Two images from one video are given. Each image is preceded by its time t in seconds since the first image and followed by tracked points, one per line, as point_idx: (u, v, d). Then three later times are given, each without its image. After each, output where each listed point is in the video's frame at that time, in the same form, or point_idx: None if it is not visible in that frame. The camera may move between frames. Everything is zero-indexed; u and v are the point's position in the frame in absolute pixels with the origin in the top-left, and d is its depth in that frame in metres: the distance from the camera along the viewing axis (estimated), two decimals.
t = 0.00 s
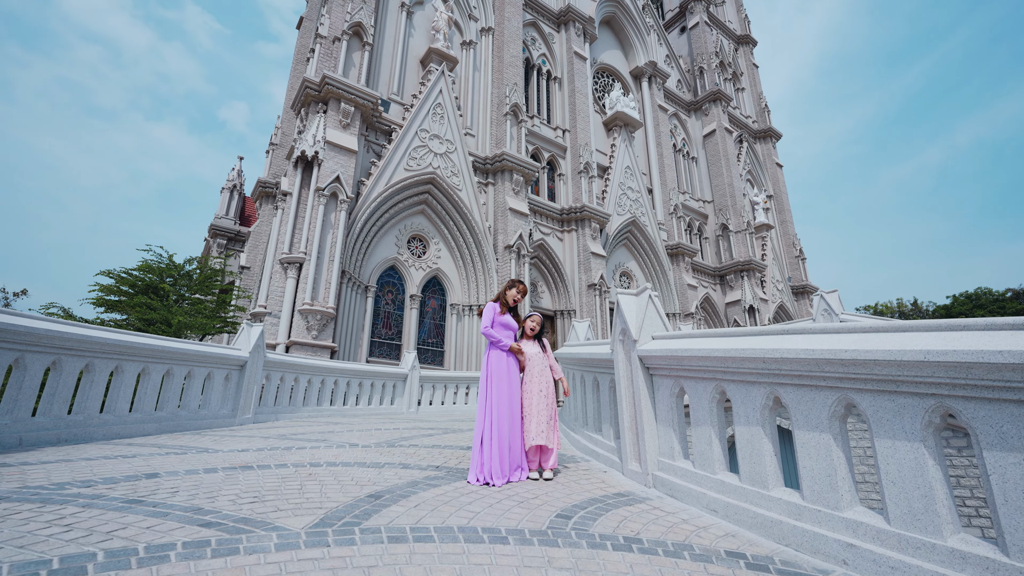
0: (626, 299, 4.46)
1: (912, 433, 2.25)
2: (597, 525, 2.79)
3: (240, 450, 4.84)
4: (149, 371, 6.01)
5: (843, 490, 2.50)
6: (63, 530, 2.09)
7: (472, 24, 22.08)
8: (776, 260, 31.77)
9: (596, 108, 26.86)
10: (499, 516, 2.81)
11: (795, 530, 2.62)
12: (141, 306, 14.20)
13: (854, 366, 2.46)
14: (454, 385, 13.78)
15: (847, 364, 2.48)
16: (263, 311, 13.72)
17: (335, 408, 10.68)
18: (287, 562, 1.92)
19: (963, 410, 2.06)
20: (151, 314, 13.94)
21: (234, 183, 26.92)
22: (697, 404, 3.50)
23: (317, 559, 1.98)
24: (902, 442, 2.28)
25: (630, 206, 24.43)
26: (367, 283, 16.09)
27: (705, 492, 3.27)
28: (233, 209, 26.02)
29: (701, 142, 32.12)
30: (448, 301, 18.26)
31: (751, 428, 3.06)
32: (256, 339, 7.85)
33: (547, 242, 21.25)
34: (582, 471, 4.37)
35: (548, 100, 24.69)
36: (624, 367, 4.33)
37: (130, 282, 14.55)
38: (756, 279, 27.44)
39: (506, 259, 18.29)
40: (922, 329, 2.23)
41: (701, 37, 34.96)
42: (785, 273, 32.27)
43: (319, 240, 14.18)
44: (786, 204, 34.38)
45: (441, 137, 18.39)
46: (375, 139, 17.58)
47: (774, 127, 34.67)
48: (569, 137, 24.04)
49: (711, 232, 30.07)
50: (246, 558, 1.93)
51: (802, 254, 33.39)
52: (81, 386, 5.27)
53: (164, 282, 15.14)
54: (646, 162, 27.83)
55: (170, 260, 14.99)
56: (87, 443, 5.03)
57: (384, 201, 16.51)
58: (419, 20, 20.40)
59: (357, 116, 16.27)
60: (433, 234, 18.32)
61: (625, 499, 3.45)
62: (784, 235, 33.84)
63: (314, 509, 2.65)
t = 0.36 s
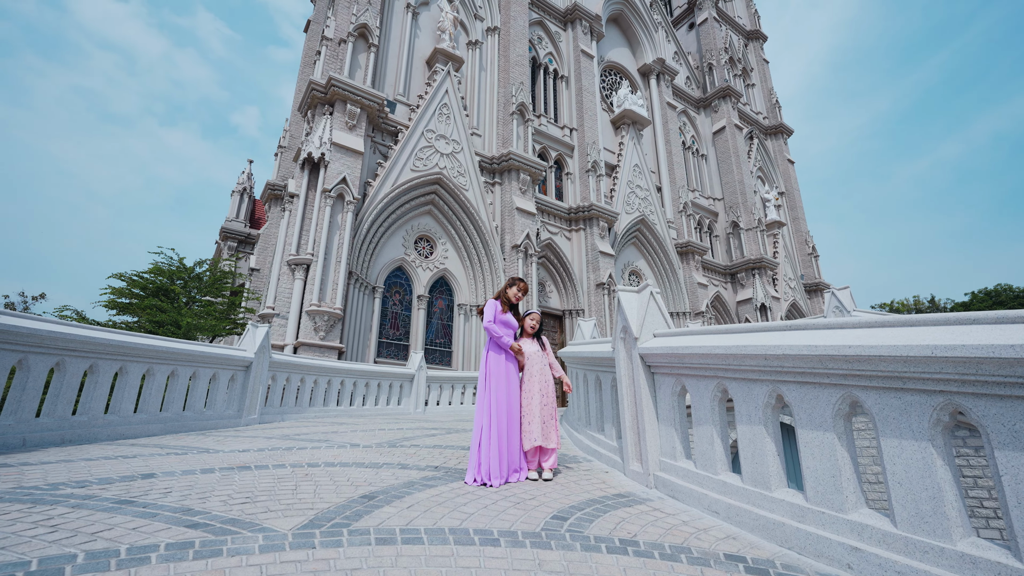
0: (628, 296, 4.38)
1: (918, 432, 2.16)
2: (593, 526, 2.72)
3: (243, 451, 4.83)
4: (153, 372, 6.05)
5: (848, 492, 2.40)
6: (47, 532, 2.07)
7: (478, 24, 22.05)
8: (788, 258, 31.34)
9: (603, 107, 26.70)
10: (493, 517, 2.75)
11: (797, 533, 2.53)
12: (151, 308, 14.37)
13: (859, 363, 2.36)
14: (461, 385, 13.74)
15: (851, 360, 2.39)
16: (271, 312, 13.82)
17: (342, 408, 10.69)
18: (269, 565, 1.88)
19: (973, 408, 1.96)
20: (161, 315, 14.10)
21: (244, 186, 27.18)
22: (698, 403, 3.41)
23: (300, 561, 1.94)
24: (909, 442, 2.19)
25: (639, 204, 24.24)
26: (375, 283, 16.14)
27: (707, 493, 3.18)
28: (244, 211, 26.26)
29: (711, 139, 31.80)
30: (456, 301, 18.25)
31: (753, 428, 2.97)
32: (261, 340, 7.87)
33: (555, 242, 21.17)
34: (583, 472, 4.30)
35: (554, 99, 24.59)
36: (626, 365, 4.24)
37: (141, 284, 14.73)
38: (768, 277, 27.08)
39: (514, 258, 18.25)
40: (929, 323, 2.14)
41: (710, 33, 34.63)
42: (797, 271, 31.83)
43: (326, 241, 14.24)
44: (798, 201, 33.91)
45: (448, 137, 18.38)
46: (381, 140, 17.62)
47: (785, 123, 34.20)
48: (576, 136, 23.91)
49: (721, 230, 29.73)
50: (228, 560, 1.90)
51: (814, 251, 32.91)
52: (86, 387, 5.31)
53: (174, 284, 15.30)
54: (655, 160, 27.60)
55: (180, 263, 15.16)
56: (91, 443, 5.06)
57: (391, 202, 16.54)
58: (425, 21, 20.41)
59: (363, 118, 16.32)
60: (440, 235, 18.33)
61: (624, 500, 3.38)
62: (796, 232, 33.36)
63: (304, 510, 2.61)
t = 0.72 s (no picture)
0: (629, 292, 4.30)
1: (928, 429, 2.06)
2: (590, 526, 2.64)
3: (246, 450, 4.84)
4: (159, 371, 6.08)
5: (855, 492, 2.30)
6: (33, 530, 2.05)
7: (484, 22, 21.97)
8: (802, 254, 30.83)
9: (612, 103, 26.47)
10: (487, 517, 2.69)
11: (801, 534, 2.43)
12: (163, 308, 14.56)
13: (864, 358, 2.27)
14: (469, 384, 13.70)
15: (857, 354, 2.29)
16: (281, 312, 13.93)
17: (349, 407, 10.69)
18: (250, 565, 1.84)
19: (986, 404, 1.86)
20: (172, 315, 14.29)
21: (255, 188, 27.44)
22: (701, 400, 3.32)
23: (282, 562, 1.89)
24: (918, 439, 2.09)
25: (648, 201, 23.99)
26: (383, 282, 16.17)
27: (709, 493, 3.09)
28: (255, 213, 26.51)
29: (722, 134, 31.39)
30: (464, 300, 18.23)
31: (756, 425, 2.87)
32: (266, 339, 7.88)
33: (564, 239, 21.04)
34: (585, 470, 4.23)
35: (562, 95, 24.44)
36: (627, 362, 4.14)
37: (153, 285, 14.94)
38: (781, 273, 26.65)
39: (522, 256, 18.17)
40: (938, 315, 2.04)
41: (720, 27, 34.19)
42: (812, 267, 31.31)
43: (333, 241, 14.28)
44: (812, 195, 33.34)
45: (455, 135, 18.34)
46: (388, 139, 17.64)
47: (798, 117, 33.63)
48: (585, 132, 23.74)
49: (733, 226, 29.33)
50: (210, 560, 1.86)
51: (829, 246, 32.32)
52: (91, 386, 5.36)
53: (186, 285, 15.49)
54: (665, 155, 27.31)
55: (191, 263, 15.33)
56: (96, 442, 5.10)
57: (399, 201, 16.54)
58: (431, 19, 20.39)
59: (370, 117, 16.34)
60: (448, 233, 18.31)
61: (624, 499, 3.30)
62: (809, 227, 32.81)
63: (294, 510, 2.57)
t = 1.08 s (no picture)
0: (631, 288, 4.21)
1: (936, 427, 1.96)
2: (586, 528, 2.55)
3: (247, 450, 4.85)
4: (165, 372, 6.12)
5: (860, 492, 2.20)
6: (18, 531, 2.04)
7: (491, 21, 21.93)
8: (816, 251, 30.33)
9: (621, 101, 26.29)
10: (480, 518, 2.63)
11: (805, 537, 2.33)
12: (174, 310, 14.75)
13: (870, 352, 2.16)
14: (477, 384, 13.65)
15: (861, 349, 2.19)
16: (290, 313, 14.04)
17: (355, 408, 10.64)
18: (230, 567, 1.80)
19: (998, 400, 1.76)
20: (183, 317, 14.49)
21: (267, 191, 27.72)
22: (702, 398, 3.22)
23: (263, 564, 1.85)
24: (926, 437, 1.99)
25: (658, 199, 23.78)
26: (391, 283, 16.21)
27: (711, 493, 2.99)
28: (266, 215, 26.78)
29: (733, 131, 31.01)
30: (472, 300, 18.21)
31: (758, 423, 2.77)
32: (273, 340, 7.91)
33: (573, 238, 20.92)
34: (586, 470, 4.17)
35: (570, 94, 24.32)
36: (629, 359, 4.05)
37: (165, 288, 15.13)
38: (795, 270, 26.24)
39: (530, 256, 18.11)
40: (948, 306, 1.94)
41: (730, 22, 33.81)
42: (826, 264, 30.80)
43: (341, 242, 14.33)
44: (826, 192, 32.79)
45: (462, 135, 18.33)
46: (396, 141, 17.69)
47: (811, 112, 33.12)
48: (593, 131, 23.59)
49: (744, 223, 28.99)
50: (190, 561, 1.83)
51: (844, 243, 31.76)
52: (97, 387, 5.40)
53: (197, 287, 15.66)
54: (675, 153, 27.05)
55: (202, 266, 15.50)
56: (101, 442, 5.14)
57: (407, 201, 16.56)
58: (438, 20, 20.40)
59: (378, 119, 16.39)
60: (456, 234, 18.30)
61: (623, 500, 3.22)
62: (823, 223, 32.30)
63: (284, 510, 2.53)
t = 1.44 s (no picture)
0: (631, 284, 4.14)
1: (941, 423, 1.87)
2: (580, 528, 2.49)
3: (250, 450, 4.88)
4: (172, 372, 6.18)
5: (863, 492, 2.11)
6: (7, 528, 2.05)
7: (499, 21, 21.87)
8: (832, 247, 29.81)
9: (630, 98, 26.08)
10: (472, 518, 2.58)
11: (806, 538, 2.25)
12: (187, 312, 14.97)
13: (871, 346, 2.07)
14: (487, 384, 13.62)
15: (862, 343, 2.10)
16: (300, 314, 14.16)
17: (364, 407, 10.65)
18: (211, 566, 1.78)
19: (1006, 395, 1.67)
20: (195, 318, 14.70)
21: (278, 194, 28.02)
22: (703, 395, 3.13)
23: (245, 563, 1.83)
24: (931, 435, 1.90)
25: (669, 196, 23.53)
26: (401, 283, 16.27)
27: (711, 493, 2.91)
28: (278, 218, 27.07)
29: (745, 126, 30.59)
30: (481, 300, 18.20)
31: (758, 421, 2.68)
32: (280, 340, 7.96)
33: (582, 237, 20.80)
34: (587, 469, 4.10)
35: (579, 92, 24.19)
36: (630, 356, 3.97)
37: (178, 289, 15.36)
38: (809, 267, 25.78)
39: (539, 255, 18.05)
40: (951, 298, 1.85)
41: (741, 17, 33.38)
42: (842, 260, 30.28)
43: (350, 243, 14.40)
44: (841, 187, 32.19)
45: (470, 135, 18.32)
46: (404, 141, 17.74)
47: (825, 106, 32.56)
48: (602, 129, 23.42)
49: (758, 220, 28.57)
50: (170, 560, 1.80)
51: (861, 239, 31.15)
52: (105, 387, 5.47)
53: (210, 289, 15.87)
54: (685, 150, 26.76)
55: (214, 268, 15.70)
56: (108, 441, 5.22)
57: (415, 202, 16.60)
58: (445, 21, 20.42)
59: (386, 120, 16.44)
60: (465, 234, 18.30)
61: (622, 500, 3.15)
62: (839, 219, 31.71)
63: (274, 510, 2.51)
